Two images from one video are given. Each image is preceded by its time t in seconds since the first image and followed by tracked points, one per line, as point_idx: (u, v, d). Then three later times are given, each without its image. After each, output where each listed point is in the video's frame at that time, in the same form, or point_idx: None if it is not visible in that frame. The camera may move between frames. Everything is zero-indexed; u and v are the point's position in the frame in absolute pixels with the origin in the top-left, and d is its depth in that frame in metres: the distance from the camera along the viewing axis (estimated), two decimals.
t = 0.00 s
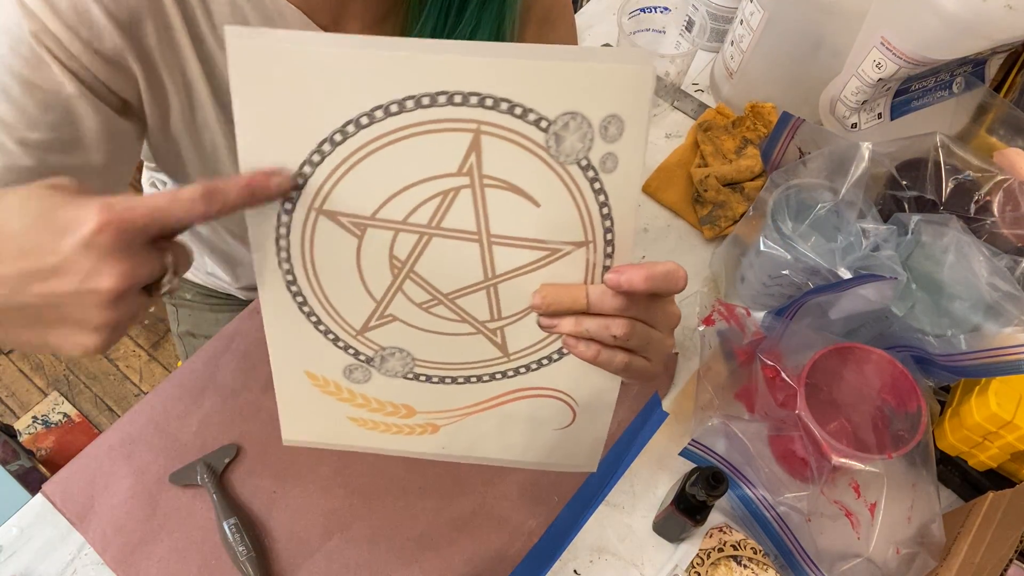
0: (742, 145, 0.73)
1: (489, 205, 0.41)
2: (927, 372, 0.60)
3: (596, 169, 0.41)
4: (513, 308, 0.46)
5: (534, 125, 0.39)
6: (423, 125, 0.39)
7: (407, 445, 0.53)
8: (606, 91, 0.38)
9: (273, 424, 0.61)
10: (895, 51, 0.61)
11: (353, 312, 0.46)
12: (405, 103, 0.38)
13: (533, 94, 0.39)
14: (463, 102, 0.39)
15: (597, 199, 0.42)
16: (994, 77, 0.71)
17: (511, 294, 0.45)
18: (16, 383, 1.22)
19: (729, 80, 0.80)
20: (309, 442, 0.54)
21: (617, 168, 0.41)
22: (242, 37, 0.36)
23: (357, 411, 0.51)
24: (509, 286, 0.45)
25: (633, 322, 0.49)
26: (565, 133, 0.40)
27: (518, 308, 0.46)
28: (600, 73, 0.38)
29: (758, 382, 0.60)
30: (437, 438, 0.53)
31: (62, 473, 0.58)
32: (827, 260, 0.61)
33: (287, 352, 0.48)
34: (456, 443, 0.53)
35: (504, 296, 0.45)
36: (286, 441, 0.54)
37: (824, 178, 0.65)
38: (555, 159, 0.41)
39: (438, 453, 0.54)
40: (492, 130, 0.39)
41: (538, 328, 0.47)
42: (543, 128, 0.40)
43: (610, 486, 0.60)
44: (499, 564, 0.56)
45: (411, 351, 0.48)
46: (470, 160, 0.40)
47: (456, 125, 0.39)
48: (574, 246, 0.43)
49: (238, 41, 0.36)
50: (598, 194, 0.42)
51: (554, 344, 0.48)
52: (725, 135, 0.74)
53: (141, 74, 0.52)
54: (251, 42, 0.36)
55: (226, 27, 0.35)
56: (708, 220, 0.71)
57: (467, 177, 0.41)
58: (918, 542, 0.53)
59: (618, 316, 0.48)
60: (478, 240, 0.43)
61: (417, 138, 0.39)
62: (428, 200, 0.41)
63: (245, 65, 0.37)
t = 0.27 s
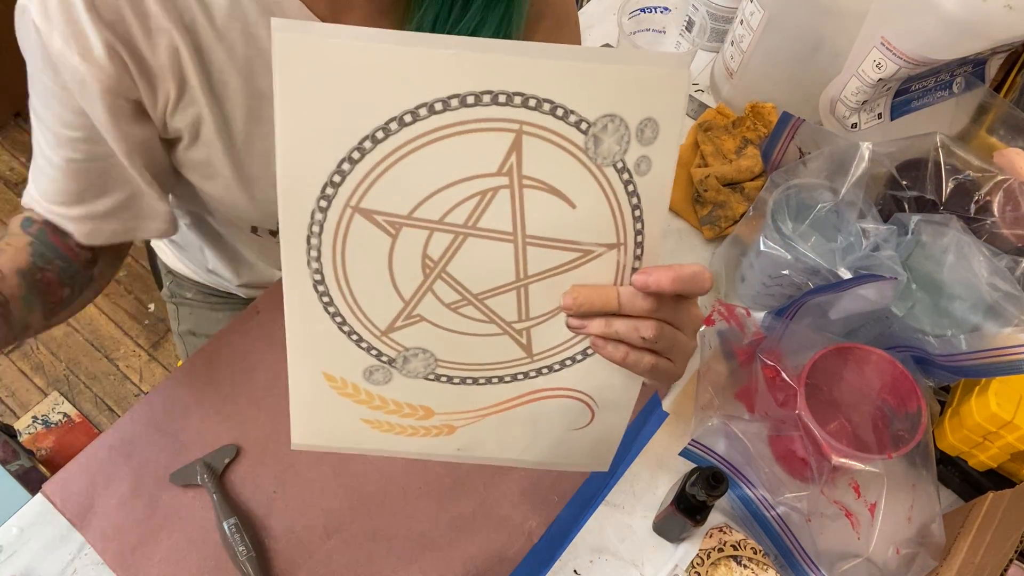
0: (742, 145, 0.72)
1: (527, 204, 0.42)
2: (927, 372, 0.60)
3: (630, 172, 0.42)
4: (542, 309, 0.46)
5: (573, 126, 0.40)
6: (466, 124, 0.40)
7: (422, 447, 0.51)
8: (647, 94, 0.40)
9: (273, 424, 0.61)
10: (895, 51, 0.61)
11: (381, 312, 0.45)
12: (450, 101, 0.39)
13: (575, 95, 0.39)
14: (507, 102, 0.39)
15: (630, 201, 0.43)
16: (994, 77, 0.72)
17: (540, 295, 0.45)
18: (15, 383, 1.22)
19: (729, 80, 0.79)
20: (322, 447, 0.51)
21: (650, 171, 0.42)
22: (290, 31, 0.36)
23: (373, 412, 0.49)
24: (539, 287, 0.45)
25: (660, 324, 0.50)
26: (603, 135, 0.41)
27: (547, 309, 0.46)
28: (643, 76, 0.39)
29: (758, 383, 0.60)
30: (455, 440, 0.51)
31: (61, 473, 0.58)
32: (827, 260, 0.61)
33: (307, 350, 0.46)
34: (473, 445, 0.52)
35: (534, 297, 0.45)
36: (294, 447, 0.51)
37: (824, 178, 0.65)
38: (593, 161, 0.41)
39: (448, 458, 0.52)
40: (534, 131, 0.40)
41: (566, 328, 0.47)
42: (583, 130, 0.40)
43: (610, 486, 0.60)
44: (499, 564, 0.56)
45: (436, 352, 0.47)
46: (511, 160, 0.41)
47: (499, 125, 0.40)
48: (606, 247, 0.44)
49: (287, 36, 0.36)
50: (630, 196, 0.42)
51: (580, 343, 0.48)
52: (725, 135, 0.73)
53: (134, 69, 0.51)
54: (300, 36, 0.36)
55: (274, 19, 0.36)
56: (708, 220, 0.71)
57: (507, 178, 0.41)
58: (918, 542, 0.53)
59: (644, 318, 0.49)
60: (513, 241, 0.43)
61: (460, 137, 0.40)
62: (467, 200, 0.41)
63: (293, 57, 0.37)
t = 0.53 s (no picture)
0: (742, 145, 0.72)
1: (527, 217, 0.42)
2: (927, 372, 0.60)
3: (631, 183, 0.42)
4: (542, 319, 0.46)
5: (575, 139, 0.40)
6: (467, 137, 0.40)
7: (419, 452, 0.51)
8: (648, 107, 0.39)
9: (273, 424, 0.61)
10: (895, 51, 0.61)
11: (381, 321, 0.45)
12: (452, 115, 0.39)
13: (577, 108, 0.39)
14: (509, 115, 0.39)
15: (631, 212, 0.43)
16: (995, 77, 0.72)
17: (541, 306, 0.45)
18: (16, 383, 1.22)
19: (729, 81, 0.79)
20: (319, 452, 0.51)
21: (652, 183, 0.42)
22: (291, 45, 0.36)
23: (373, 419, 0.49)
24: (539, 297, 0.45)
25: (661, 334, 0.50)
26: (605, 147, 0.41)
27: (548, 319, 0.46)
28: (644, 89, 0.39)
29: (758, 382, 0.60)
30: (453, 445, 0.51)
31: (61, 473, 0.58)
32: (827, 260, 0.61)
33: (306, 358, 0.46)
34: (471, 451, 0.51)
35: (534, 308, 0.45)
36: (294, 450, 0.51)
37: (824, 178, 0.65)
38: (595, 174, 0.41)
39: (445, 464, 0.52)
40: (536, 143, 0.40)
41: (567, 339, 0.47)
42: (584, 142, 0.40)
43: (610, 487, 0.60)
44: (499, 564, 0.56)
45: (435, 361, 0.47)
46: (512, 173, 0.41)
47: (501, 138, 0.40)
48: (607, 259, 0.44)
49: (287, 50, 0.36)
50: (631, 207, 0.42)
51: (581, 352, 0.49)
52: (726, 135, 0.73)
53: (134, 70, 0.51)
54: (300, 50, 0.36)
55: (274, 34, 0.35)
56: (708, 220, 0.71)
57: (509, 190, 0.41)
58: (918, 542, 0.53)
59: (646, 329, 0.49)
60: (513, 253, 0.43)
61: (461, 150, 0.40)
62: (467, 212, 0.41)
63: (295, 71, 0.37)
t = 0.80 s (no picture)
0: (742, 145, 0.72)
1: (535, 220, 0.42)
2: (927, 372, 0.60)
3: (639, 188, 0.42)
4: (547, 322, 0.46)
5: (585, 144, 0.40)
6: (477, 141, 0.40)
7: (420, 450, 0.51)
8: (659, 112, 0.39)
9: (272, 425, 0.61)
10: (894, 51, 0.61)
11: (386, 323, 0.45)
12: (462, 118, 0.39)
13: (588, 113, 0.39)
14: (520, 119, 0.39)
15: (638, 216, 0.43)
16: (995, 77, 0.71)
17: (546, 309, 0.45)
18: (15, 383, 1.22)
19: (729, 81, 0.79)
20: (320, 447, 0.51)
21: (660, 190, 0.42)
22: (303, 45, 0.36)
23: (374, 416, 0.49)
24: (545, 300, 0.45)
25: (665, 338, 0.50)
26: (614, 152, 0.41)
27: (553, 321, 0.46)
28: (657, 96, 0.39)
29: (758, 382, 0.60)
30: (454, 444, 0.51)
31: (61, 474, 0.58)
32: (827, 260, 0.61)
33: (308, 355, 0.46)
34: (471, 449, 0.51)
35: (539, 310, 0.45)
36: (295, 445, 0.51)
37: (824, 178, 0.65)
38: (604, 178, 0.41)
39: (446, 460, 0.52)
40: (545, 147, 0.40)
41: (571, 341, 0.47)
42: (594, 147, 0.40)
43: (610, 487, 0.60)
44: (499, 564, 0.56)
45: (439, 360, 0.47)
46: (521, 177, 0.41)
47: (511, 141, 0.40)
48: (613, 263, 0.44)
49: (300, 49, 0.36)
50: (638, 212, 0.42)
51: (584, 355, 0.48)
52: (725, 134, 0.74)
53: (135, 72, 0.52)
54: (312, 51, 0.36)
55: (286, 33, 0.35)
56: (708, 219, 0.71)
57: (517, 194, 0.41)
58: (918, 542, 0.53)
59: (650, 333, 0.49)
60: (520, 256, 0.43)
61: (470, 154, 0.40)
62: (475, 215, 0.41)
63: (307, 71, 0.36)
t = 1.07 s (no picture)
0: (743, 145, 0.73)
1: (539, 230, 0.42)
2: (927, 372, 0.60)
3: (644, 198, 0.42)
4: (548, 329, 0.46)
5: (591, 154, 0.40)
6: (483, 151, 0.40)
7: (418, 455, 0.51)
8: (667, 123, 0.40)
9: (272, 424, 0.61)
10: (895, 51, 0.61)
11: (389, 331, 0.45)
12: (469, 130, 0.39)
13: (594, 124, 0.39)
14: (527, 130, 0.39)
15: (642, 225, 0.43)
16: (994, 77, 0.71)
17: (550, 317, 0.46)
18: (16, 383, 1.22)
19: (729, 81, 0.79)
20: (317, 452, 0.50)
21: (664, 201, 0.42)
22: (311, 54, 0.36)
23: (373, 421, 0.49)
24: (548, 309, 0.45)
25: (668, 348, 0.50)
26: (620, 162, 0.41)
27: (555, 329, 0.46)
28: (665, 108, 0.39)
29: (758, 382, 0.60)
30: (452, 448, 0.51)
31: (61, 473, 0.58)
32: (827, 260, 0.61)
33: (308, 362, 0.46)
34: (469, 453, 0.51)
35: (541, 318, 0.45)
36: (291, 450, 0.51)
37: (824, 178, 0.65)
38: (610, 188, 0.41)
39: (443, 464, 0.52)
40: (551, 157, 0.40)
41: (573, 349, 0.47)
42: (600, 157, 0.40)
43: (610, 487, 0.60)
44: (499, 564, 0.56)
45: (440, 368, 0.47)
46: (526, 188, 0.41)
47: (517, 152, 0.40)
48: (617, 272, 0.44)
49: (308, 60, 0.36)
50: (643, 221, 0.43)
51: (586, 363, 0.48)
52: (726, 134, 0.74)
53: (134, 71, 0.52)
54: (320, 61, 0.36)
55: (294, 43, 0.35)
56: (708, 219, 0.71)
57: (523, 205, 0.41)
58: (918, 542, 0.53)
59: (654, 343, 0.49)
60: (525, 266, 0.43)
61: (476, 165, 0.40)
62: (480, 225, 0.42)
63: (315, 80, 0.36)
